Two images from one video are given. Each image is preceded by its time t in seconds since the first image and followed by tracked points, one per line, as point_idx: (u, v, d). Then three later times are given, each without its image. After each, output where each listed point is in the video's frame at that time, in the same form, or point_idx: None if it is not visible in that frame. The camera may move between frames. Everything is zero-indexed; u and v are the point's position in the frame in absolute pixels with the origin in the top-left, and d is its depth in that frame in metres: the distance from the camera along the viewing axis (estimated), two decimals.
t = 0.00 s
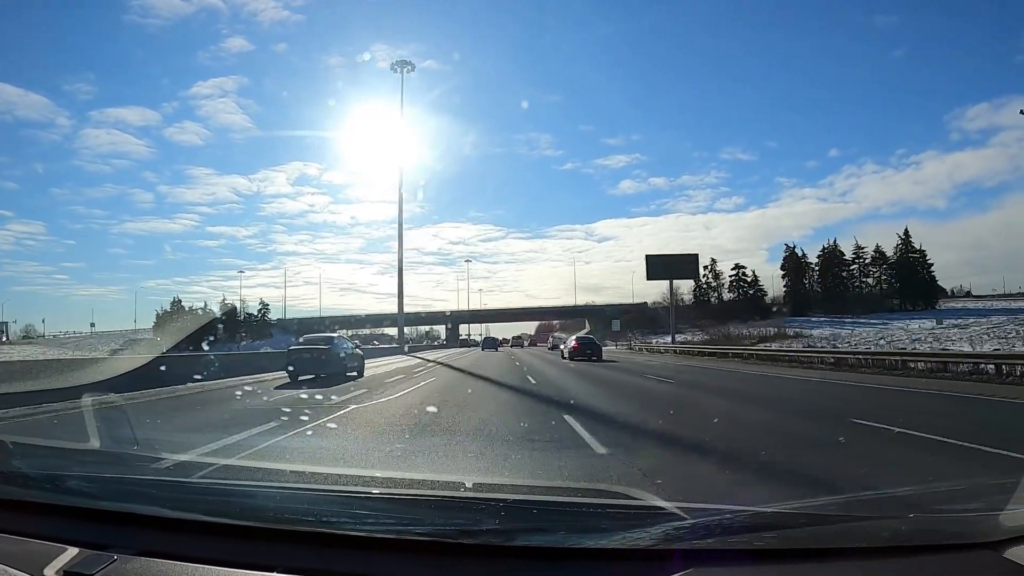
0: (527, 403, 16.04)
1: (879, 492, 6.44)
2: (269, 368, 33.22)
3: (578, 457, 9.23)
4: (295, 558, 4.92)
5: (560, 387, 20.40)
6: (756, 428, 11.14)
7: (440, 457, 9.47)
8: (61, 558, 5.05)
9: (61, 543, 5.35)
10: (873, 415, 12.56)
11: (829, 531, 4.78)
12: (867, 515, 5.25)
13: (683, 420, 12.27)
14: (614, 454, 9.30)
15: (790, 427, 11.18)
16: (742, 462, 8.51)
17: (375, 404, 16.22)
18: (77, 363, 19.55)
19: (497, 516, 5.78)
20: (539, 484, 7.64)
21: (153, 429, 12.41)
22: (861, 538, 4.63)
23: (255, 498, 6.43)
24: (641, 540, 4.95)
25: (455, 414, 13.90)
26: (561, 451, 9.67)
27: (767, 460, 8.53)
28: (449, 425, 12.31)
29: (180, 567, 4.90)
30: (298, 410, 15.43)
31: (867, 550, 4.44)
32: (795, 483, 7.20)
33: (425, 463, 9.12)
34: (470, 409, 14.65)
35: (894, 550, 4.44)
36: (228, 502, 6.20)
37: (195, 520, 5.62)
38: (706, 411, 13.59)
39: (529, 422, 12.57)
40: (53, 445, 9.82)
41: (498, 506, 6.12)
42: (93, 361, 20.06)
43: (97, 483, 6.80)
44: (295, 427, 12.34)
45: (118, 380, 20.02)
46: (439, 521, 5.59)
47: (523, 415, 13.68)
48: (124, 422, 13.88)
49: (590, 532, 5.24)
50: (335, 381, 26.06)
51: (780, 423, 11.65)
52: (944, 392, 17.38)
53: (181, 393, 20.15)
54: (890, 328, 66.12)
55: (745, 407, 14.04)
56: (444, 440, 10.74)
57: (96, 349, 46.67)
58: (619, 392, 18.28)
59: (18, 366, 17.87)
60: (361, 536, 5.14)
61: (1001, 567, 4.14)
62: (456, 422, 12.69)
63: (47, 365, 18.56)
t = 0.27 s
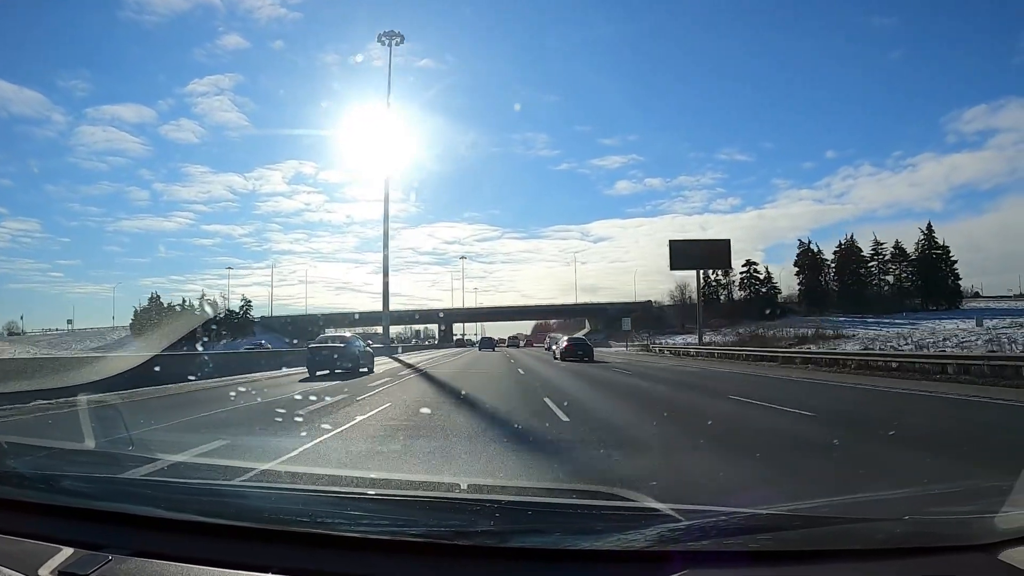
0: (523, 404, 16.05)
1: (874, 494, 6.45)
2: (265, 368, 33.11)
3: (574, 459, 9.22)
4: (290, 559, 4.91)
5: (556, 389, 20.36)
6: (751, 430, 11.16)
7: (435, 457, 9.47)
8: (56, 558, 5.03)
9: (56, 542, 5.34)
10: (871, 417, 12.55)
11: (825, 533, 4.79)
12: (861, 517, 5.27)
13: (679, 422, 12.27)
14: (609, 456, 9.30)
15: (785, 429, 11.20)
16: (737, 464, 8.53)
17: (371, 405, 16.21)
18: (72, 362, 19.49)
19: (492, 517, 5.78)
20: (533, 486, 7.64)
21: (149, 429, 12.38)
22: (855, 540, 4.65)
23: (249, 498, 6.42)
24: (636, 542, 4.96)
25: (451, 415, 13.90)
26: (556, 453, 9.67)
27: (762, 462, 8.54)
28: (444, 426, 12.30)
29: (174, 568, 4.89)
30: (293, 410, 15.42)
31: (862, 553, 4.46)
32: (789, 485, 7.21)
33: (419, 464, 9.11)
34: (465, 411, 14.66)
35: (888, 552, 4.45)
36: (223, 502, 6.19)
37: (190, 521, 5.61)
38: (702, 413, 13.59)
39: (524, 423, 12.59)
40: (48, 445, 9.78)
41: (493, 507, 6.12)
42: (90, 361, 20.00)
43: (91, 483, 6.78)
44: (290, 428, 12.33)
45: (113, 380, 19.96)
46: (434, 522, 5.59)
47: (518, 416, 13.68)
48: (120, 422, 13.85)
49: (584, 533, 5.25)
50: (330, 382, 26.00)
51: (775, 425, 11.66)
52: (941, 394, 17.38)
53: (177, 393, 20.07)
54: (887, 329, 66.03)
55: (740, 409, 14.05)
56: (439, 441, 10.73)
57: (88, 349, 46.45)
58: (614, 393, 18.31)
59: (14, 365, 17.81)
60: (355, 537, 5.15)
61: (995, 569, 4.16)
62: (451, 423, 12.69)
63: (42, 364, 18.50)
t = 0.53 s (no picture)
0: (513, 403, 16.08)
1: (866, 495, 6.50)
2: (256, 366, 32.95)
3: (566, 459, 9.22)
4: (281, 558, 4.89)
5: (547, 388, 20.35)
6: (742, 431, 11.22)
7: (425, 457, 9.46)
8: (45, 556, 4.99)
9: (45, 540, 5.30)
10: (861, 419, 12.63)
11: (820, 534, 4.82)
12: (854, 518, 5.31)
13: (670, 423, 12.30)
14: (599, 456, 9.34)
15: (777, 430, 11.26)
16: (727, 465, 8.56)
17: (360, 403, 16.19)
18: (62, 358, 19.38)
19: (482, 516, 5.78)
20: (525, 485, 7.66)
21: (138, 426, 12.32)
22: (848, 541, 4.67)
23: (241, 496, 6.39)
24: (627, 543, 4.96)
25: (441, 414, 13.90)
26: (546, 452, 9.71)
27: (752, 463, 8.61)
28: (434, 425, 12.30)
29: (163, 566, 4.86)
30: (283, 408, 15.36)
31: (856, 554, 4.48)
32: (781, 486, 7.27)
33: (410, 463, 9.11)
34: (455, 410, 14.66)
35: (883, 553, 4.48)
36: (213, 501, 6.16)
37: (180, 518, 5.58)
38: (693, 414, 13.67)
39: (515, 423, 12.60)
40: (37, 442, 9.70)
41: (483, 506, 6.12)
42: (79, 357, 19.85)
43: (81, 480, 6.73)
44: (279, 426, 12.30)
45: (102, 377, 19.82)
46: (424, 522, 5.58)
47: (508, 415, 13.70)
48: (109, 419, 13.78)
49: (576, 533, 5.26)
50: (319, 381, 25.91)
51: (765, 426, 11.73)
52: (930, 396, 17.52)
53: (166, 390, 19.94)
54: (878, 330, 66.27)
55: (729, 410, 14.12)
56: (430, 440, 10.74)
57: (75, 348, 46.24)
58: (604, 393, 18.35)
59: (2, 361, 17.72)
60: (346, 536, 5.12)
61: (985, 571, 4.20)
62: (440, 423, 12.68)
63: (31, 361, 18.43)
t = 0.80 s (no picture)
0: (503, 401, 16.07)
1: (854, 494, 6.52)
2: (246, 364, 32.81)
3: (557, 457, 9.22)
4: (269, 556, 4.86)
5: (538, 386, 20.34)
6: (733, 430, 11.23)
7: (414, 455, 9.42)
8: (31, 554, 4.94)
9: (30, 538, 5.25)
10: (851, 418, 12.70)
11: (807, 532, 4.83)
12: (842, 517, 5.32)
13: (661, 421, 12.33)
14: (589, 454, 9.32)
15: (766, 429, 11.28)
16: (716, 463, 8.55)
17: (350, 401, 16.12)
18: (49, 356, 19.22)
19: (471, 514, 5.76)
20: (514, 483, 7.64)
21: (125, 424, 12.22)
22: (835, 539, 4.69)
23: (228, 494, 6.36)
24: (615, 540, 4.96)
25: (431, 412, 13.87)
26: (535, 450, 9.68)
27: (742, 461, 8.62)
28: (424, 423, 12.26)
29: (150, 564, 4.82)
30: (272, 406, 15.28)
31: (844, 552, 4.50)
32: (770, 485, 7.27)
33: (399, 461, 9.07)
34: (445, 408, 14.62)
35: (871, 552, 4.50)
36: (201, 498, 6.11)
37: (167, 516, 5.54)
38: (682, 412, 13.68)
39: (505, 421, 12.57)
40: (22, 440, 9.60)
41: (472, 504, 6.11)
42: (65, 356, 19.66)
43: (67, 478, 6.67)
44: (267, 424, 12.22)
45: (91, 375, 19.69)
46: (413, 520, 5.56)
47: (498, 413, 13.68)
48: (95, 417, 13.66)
49: (565, 531, 5.26)
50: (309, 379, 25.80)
51: (755, 425, 11.75)
52: (918, 394, 17.66)
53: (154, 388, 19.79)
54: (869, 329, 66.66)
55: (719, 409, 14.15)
56: (419, 438, 10.70)
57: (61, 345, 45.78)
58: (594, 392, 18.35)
59: None
60: (334, 534, 5.10)
61: (971, 569, 4.23)
62: (430, 420, 12.64)
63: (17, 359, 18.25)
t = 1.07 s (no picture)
0: (506, 405, 16.09)
1: (857, 498, 6.53)
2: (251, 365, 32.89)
3: (562, 461, 9.24)
4: (272, 558, 4.88)
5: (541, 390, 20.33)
6: (735, 434, 11.24)
7: (419, 457, 9.44)
8: (35, 555, 4.97)
9: (35, 538, 5.28)
10: (856, 421, 12.70)
11: (809, 536, 4.85)
12: (844, 521, 5.34)
13: (665, 424, 12.36)
14: (592, 458, 9.34)
15: (770, 433, 11.27)
16: (720, 467, 8.56)
17: (354, 404, 16.16)
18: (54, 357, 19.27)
19: (474, 517, 5.78)
20: (518, 487, 7.65)
21: (131, 426, 12.26)
22: (837, 543, 4.71)
23: (231, 496, 6.37)
24: (617, 544, 4.98)
25: (435, 415, 13.90)
26: (539, 453, 9.70)
27: (745, 466, 8.62)
28: (428, 426, 12.28)
29: (153, 565, 4.85)
30: (276, 408, 15.32)
31: (846, 556, 4.52)
32: (774, 488, 7.28)
33: (403, 464, 9.09)
34: (449, 411, 14.65)
35: (873, 556, 4.51)
36: (205, 500, 6.14)
37: (171, 518, 5.56)
38: (686, 416, 13.68)
39: (508, 424, 12.59)
40: (29, 441, 9.64)
41: (475, 507, 6.12)
42: (72, 357, 19.71)
43: (72, 479, 6.70)
44: (272, 426, 12.26)
45: (97, 377, 19.76)
46: (416, 522, 5.58)
47: (502, 416, 13.70)
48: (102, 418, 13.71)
49: (567, 534, 5.27)
50: (313, 382, 25.84)
51: (758, 429, 11.75)
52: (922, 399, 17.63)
53: (160, 390, 19.84)
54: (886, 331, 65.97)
55: (722, 413, 14.14)
56: (423, 441, 10.72)
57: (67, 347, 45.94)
58: (598, 395, 18.36)
59: None
60: (338, 536, 5.12)
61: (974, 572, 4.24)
62: (434, 423, 12.66)
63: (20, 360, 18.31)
